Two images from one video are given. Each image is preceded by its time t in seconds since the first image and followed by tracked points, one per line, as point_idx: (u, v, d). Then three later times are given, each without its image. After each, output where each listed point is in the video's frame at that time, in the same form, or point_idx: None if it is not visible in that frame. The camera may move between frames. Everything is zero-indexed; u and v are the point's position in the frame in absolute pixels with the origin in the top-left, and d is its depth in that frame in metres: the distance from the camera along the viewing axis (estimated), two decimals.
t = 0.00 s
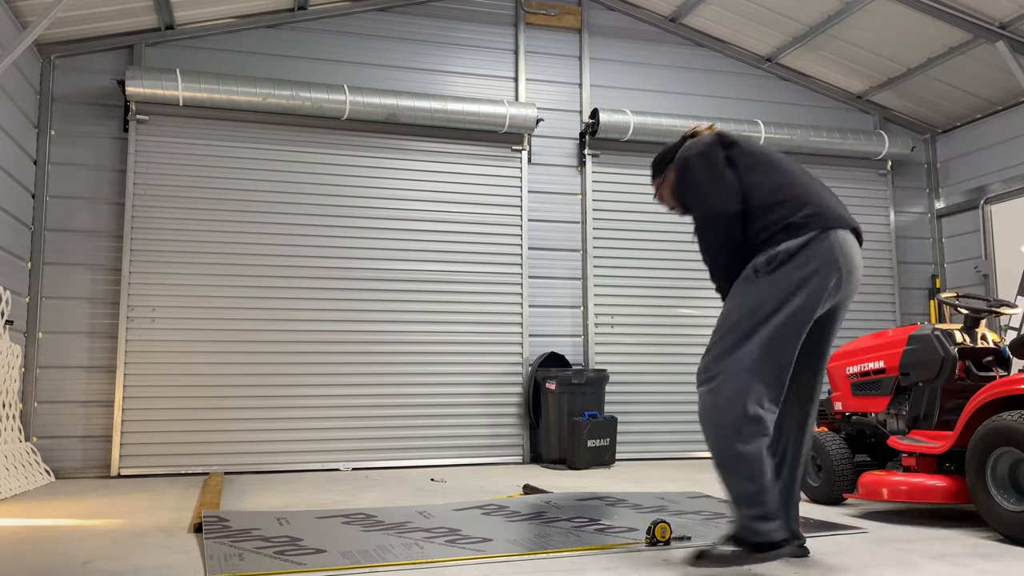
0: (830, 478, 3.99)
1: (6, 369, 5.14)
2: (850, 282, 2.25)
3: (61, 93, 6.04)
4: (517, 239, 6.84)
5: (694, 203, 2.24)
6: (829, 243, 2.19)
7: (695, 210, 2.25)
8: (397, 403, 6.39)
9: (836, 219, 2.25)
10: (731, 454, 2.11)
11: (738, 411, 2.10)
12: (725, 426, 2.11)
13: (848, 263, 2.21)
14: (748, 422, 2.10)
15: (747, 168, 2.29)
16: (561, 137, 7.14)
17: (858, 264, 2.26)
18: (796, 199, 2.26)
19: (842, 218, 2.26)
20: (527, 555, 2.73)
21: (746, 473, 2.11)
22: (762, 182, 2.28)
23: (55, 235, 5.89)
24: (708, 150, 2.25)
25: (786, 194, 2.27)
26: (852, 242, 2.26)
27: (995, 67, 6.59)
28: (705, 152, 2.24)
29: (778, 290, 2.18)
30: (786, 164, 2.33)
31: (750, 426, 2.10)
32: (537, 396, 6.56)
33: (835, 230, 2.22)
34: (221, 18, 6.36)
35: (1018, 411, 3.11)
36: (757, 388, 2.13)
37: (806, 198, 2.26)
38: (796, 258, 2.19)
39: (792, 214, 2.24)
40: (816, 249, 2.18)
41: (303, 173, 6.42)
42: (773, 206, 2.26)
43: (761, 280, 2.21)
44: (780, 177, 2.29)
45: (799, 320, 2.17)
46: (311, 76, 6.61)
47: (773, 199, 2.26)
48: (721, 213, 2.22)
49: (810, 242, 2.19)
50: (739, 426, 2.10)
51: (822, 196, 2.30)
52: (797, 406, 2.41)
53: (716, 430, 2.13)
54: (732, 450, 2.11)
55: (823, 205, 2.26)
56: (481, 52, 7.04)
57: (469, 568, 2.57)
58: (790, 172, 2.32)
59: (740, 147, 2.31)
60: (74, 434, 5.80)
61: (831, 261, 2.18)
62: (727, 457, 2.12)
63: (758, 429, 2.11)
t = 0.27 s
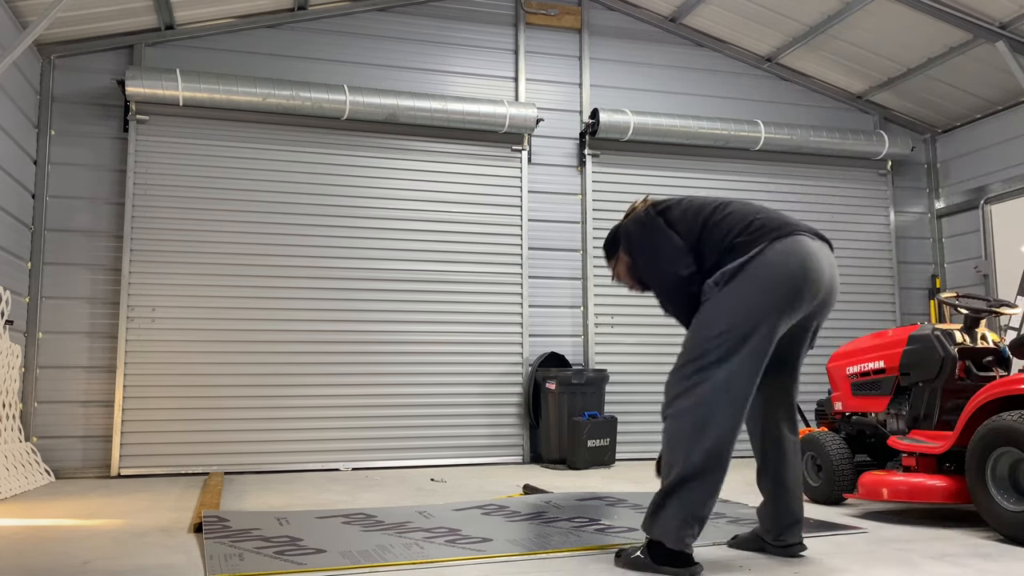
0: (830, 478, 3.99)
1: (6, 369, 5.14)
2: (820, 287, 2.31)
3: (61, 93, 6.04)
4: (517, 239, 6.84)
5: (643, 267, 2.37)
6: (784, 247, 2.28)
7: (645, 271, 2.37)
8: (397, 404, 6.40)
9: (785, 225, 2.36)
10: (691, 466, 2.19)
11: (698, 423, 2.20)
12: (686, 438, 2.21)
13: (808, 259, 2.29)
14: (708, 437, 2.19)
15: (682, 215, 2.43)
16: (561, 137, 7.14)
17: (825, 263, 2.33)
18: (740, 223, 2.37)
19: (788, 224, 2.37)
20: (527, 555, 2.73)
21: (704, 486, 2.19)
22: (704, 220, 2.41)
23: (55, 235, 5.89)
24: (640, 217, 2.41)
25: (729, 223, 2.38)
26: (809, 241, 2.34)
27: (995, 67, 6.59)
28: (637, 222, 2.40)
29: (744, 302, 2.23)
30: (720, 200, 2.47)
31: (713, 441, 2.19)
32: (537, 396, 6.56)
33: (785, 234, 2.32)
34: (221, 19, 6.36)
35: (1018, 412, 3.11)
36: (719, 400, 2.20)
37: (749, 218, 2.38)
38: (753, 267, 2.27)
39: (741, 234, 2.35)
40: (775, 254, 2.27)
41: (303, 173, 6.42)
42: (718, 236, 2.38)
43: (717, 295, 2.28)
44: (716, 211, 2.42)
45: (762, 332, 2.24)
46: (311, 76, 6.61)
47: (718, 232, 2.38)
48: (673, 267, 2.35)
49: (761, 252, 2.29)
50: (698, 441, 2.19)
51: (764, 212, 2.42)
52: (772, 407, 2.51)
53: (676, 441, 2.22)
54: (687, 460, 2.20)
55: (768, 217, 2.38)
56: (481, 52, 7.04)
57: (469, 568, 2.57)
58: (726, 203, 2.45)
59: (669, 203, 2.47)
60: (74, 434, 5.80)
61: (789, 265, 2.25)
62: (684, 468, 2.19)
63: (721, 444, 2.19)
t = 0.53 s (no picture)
0: (830, 478, 3.99)
1: (6, 368, 5.14)
2: (797, 280, 2.31)
3: (61, 94, 6.04)
4: (517, 239, 6.84)
5: (620, 284, 2.36)
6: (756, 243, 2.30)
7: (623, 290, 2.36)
8: (396, 404, 6.39)
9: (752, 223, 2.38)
10: (683, 474, 2.17)
11: (686, 424, 2.18)
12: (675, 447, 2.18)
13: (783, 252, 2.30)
14: (699, 444, 2.17)
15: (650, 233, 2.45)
16: (561, 137, 7.14)
17: (798, 255, 2.34)
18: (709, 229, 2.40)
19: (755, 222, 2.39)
20: (527, 555, 2.73)
21: (698, 494, 2.17)
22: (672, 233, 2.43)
23: (55, 235, 5.89)
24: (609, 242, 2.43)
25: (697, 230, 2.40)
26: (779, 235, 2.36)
27: (995, 67, 6.58)
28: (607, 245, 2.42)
29: (722, 301, 2.22)
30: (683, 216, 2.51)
31: (703, 446, 2.17)
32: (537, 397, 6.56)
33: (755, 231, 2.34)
34: (221, 18, 6.36)
35: (1018, 411, 3.10)
36: (706, 404, 2.18)
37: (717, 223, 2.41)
38: (726, 265, 2.27)
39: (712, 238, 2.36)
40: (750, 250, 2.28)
41: (303, 173, 6.42)
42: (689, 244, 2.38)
43: (693, 298, 2.27)
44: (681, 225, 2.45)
45: (742, 332, 2.23)
46: (311, 76, 6.61)
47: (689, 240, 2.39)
48: (650, 276, 2.34)
49: (734, 248, 2.30)
50: (688, 448, 2.17)
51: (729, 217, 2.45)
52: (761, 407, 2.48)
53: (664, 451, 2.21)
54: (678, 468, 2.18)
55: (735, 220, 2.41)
56: (481, 52, 7.04)
57: (469, 568, 2.57)
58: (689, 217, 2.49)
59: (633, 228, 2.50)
60: (74, 434, 5.80)
61: (761, 260, 2.26)
62: (676, 477, 2.18)
63: (712, 450, 2.17)
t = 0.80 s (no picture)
0: (830, 478, 3.99)
1: (6, 368, 5.14)
2: (786, 275, 2.31)
3: (61, 94, 6.04)
4: (517, 239, 6.84)
5: (613, 276, 2.36)
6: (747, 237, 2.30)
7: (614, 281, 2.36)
8: (397, 404, 6.39)
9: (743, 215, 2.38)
10: (683, 474, 2.18)
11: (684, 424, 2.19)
12: (674, 448, 2.19)
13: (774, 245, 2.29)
14: (698, 442, 2.18)
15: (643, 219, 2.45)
16: (561, 137, 7.14)
17: (789, 250, 2.33)
18: (701, 220, 2.39)
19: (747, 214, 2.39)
20: (527, 556, 2.73)
21: (698, 493, 2.18)
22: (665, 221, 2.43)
23: (55, 235, 5.89)
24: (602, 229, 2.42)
25: (690, 221, 2.40)
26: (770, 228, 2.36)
27: (995, 67, 6.58)
28: (601, 232, 2.41)
29: (711, 299, 2.22)
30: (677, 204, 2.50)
31: (701, 443, 2.18)
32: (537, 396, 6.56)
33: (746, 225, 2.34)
34: (221, 18, 6.36)
35: (1018, 411, 3.10)
36: (704, 402, 2.19)
37: (709, 214, 2.41)
38: (718, 260, 2.27)
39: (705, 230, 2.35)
40: (741, 244, 2.28)
41: (303, 173, 6.42)
42: (681, 235, 2.38)
43: (686, 292, 2.28)
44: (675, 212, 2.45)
45: (738, 328, 2.23)
46: (311, 76, 6.61)
47: (681, 230, 2.39)
48: (643, 270, 2.34)
49: (725, 243, 2.29)
50: (687, 447, 2.18)
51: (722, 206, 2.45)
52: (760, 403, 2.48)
53: (664, 450, 2.21)
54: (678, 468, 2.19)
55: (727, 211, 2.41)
56: (481, 52, 7.04)
57: (468, 568, 2.57)
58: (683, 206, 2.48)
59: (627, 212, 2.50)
60: (74, 434, 5.80)
61: (752, 255, 2.25)
62: (676, 477, 2.18)
63: (711, 448, 2.18)
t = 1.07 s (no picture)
0: (830, 478, 3.99)
1: (6, 368, 5.14)
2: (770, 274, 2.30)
3: (61, 94, 6.04)
4: (517, 240, 6.84)
5: (611, 246, 2.38)
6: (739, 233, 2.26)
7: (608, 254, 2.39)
8: (397, 404, 6.40)
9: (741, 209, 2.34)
10: (677, 482, 2.18)
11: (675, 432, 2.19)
12: (669, 449, 2.20)
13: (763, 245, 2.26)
14: (692, 444, 2.18)
15: (647, 191, 2.42)
16: (561, 137, 7.15)
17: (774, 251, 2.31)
18: (703, 205, 2.36)
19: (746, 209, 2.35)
20: (527, 556, 2.73)
21: (693, 495, 2.18)
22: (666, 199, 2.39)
23: (55, 235, 5.89)
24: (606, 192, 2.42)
25: (691, 204, 2.37)
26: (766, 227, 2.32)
27: (995, 67, 6.58)
28: (605, 196, 2.41)
29: (698, 300, 2.21)
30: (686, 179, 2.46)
31: (692, 451, 2.18)
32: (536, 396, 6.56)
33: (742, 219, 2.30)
34: (221, 18, 6.36)
35: (1018, 411, 3.11)
36: (696, 403, 2.19)
37: (709, 200, 2.37)
38: (706, 258, 2.24)
39: (702, 217, 2.32)
40: (731, 240, 2.25)
41: (303, 173, 6.42)
42: (679, 219, 2.36)
43: (675, 289, 2.27)
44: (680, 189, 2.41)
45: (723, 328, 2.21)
46: (311, 76, 6.61)
47: (681, 212, 2.36)
48: (637, 241, 2.36)
49: (715, 238, 2.26)
50: (682, 449, 2.19)
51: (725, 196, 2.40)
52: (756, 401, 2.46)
53: (659, 453, 2.22)
54: (672, 470, 2.19)
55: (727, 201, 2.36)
56: (481, 52, 7.04)
57: (468, 568, 2.57)
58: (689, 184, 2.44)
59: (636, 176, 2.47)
60: (74, 434, 5.80)
61: (740, 255, 2.22)
62: (670, 480, 2.19)
63: (705, 448, 2.18)
